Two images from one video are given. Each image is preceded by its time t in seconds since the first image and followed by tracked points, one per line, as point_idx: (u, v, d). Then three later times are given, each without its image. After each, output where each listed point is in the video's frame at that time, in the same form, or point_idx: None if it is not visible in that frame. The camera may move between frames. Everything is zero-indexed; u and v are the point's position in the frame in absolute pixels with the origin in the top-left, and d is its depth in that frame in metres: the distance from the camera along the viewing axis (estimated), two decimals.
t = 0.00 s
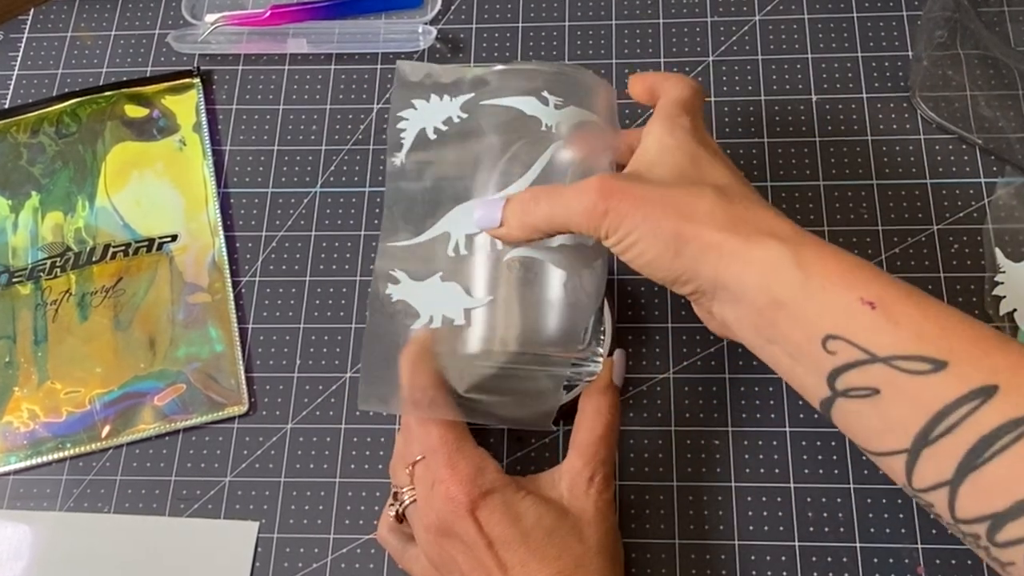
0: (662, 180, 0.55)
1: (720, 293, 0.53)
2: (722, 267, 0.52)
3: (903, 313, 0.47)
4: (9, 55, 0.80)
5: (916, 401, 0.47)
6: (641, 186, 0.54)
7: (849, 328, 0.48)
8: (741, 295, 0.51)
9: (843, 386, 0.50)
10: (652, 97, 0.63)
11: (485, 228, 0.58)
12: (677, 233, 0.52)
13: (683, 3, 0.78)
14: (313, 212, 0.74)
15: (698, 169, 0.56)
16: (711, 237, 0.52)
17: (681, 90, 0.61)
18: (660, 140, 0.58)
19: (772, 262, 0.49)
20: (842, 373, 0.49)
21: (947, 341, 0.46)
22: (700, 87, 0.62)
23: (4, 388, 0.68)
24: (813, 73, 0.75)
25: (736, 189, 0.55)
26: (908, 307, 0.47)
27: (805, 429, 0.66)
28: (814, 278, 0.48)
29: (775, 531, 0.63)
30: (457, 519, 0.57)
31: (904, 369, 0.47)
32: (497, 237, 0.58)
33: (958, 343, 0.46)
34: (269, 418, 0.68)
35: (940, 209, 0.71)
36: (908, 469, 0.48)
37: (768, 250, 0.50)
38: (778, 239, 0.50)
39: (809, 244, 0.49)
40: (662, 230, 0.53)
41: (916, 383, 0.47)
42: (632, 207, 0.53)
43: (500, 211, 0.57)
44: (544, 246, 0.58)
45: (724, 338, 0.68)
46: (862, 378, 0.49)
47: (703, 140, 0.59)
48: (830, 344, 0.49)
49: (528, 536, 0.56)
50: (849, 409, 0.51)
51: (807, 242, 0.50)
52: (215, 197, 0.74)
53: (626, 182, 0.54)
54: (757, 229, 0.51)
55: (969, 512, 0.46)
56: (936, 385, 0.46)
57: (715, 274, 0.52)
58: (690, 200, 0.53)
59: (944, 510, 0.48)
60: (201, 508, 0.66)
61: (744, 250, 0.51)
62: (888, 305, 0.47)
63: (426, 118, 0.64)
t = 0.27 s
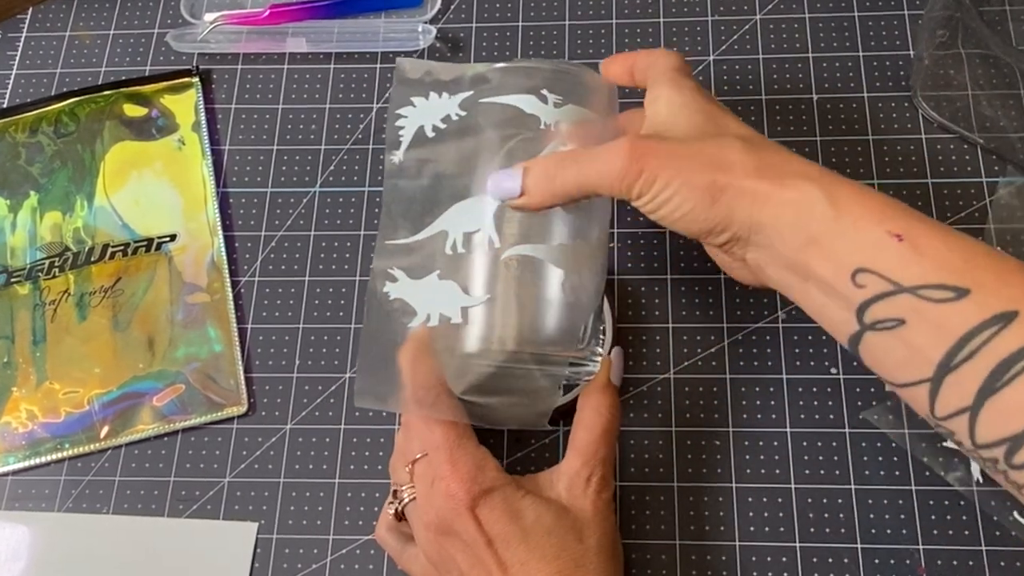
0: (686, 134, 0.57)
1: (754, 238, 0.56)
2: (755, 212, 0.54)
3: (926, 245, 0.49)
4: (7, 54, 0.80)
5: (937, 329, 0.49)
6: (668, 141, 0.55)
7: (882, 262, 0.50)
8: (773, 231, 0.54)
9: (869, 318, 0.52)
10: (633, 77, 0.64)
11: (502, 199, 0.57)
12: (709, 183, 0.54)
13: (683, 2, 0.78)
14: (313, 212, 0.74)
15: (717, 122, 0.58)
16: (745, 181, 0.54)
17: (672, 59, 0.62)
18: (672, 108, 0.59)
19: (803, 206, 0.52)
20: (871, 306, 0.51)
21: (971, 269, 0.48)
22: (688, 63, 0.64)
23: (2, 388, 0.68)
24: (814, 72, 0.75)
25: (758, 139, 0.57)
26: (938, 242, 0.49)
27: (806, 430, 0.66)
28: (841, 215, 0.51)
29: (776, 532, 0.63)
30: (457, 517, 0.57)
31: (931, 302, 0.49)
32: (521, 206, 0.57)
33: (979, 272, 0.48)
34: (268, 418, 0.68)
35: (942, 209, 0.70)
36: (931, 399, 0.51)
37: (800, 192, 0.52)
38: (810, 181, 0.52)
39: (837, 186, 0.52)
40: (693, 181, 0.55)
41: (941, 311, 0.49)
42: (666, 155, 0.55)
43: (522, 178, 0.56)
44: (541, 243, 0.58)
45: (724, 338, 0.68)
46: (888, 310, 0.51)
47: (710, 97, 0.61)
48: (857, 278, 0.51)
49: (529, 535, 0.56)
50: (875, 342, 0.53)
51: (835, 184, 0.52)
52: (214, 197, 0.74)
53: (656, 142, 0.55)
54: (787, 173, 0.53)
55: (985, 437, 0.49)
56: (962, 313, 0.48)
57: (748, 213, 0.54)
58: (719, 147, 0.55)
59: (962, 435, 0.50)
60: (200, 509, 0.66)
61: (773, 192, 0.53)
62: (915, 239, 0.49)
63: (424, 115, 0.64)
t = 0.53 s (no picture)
0: (632, 136, 0.55)
1: (694, 239, 0.52)
2: (692, 213, 0.51)
3: (871, 240, 0.45)
4: (5, 54, 0.79)
5: (885, 324, 0.45)
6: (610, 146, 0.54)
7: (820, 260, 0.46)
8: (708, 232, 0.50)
9: (816, 319, 0.48)
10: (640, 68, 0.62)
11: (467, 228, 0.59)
12: (645, 183, 0.52)
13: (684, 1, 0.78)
14: (312, 212, 0.73)
15: (669, 120, 0.55)
16: (674, 178, 0.51)
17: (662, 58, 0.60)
18: (631, 110, 0.56)
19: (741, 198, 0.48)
20: (817, 304, 0.47)
21: (918, 261, 0.44)
22: (688, 50, 0.61)
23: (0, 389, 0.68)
24: (815, 72, 0.75)
25: (707, 136, 0.54)
26: (882, 236, 0.45)
27: (807, 430, 0.65)
28: (779, 211, 0.47)
29: (777, 533, 0.63)
30: (467, 518, 0.57)
31: (878, 297, 0.45)
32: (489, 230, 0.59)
33: (928, 263, 0.44)
34: (267, 419, 0.68)
35: (943, 209, 0.70)
36: (883, 400, 0.46)
37: (735, 187, 0.49)
38: (745, 175, 0.49)
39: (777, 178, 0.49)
40: (630, 182, 0.52)
41: (884, 307, 0.44)
42: (601, 164, 0.53)
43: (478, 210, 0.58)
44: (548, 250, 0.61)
45: (725, 338, 0.68)
46: (835, 308, 0.47)
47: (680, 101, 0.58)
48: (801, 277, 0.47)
49: (539, 538, 0.56)
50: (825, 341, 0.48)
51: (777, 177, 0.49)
52: (213, 197, 0.73)
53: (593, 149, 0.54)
54: (728, 166, 0.50)
55: (941, 438, 0.44)
56: (907, 309, 0.44)
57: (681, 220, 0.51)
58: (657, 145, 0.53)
59: (921, 438, 0.45)
60: (199, 509, 0.66)
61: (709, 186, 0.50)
62: (857, 233, 0.45)
63: (440, 116, 0.67)
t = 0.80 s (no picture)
0: (636, 152, 0.55)
1: (704, 253, 0.54)
2: (704, 228, 0.52)
3: (873, 249, 0.47)
4: (4, 53, 0.79)
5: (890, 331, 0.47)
6: (619, 165, 0.54)
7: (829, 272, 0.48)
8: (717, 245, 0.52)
9: (824, 326, 0.50)
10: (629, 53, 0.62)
11: (464, 237, 0.55)
12: (656, 203, 0.52)
13: None
14: (311, 212, 0.73)
15: (675, 135, 0.56)
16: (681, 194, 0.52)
17: (656, 54, 0.59)
18: (632, 123, 0.56)
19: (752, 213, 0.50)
20: (825, 312, 0.49)
21: (919, 271, 0.46)
22: (677, 41, 0.60)
23: None
24: (816, 71, 0.75)
25: (709, 151, 0.55)
26: (887, 248, 0.47)
27: (809, 431, 0.65)
28: (787, 229, 0.49)
29: (778, 533, 0.63)
30: (455, 519, 0.57)
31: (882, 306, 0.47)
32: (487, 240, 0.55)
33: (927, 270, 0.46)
34: (267, 419, 0.68)
35: (945, 209, 0.70)
36: (892, 403, 0.48)
37: (744, 201, 0.51)
38: (750, 191, 0.51)
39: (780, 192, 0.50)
40: (640, 203, 0.53)
41: (887, 316, 0.47)
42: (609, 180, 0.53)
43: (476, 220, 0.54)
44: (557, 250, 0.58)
45: (726, 338, 0.68)
46: (842, 316, 0.49)
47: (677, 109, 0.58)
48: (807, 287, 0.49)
49: (529, 537, 0.55)
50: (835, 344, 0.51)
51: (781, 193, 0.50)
52: (212, 196, 0.73)
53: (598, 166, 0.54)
54: (731, 182, 0.52)
55: (947, 439, 0.46)
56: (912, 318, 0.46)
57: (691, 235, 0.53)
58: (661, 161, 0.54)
59: (926, 438, 0.48)
60: (197, 510, 0.66)
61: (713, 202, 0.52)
62: (858, 243, 0.47)
63: (449, 122, 0.61)
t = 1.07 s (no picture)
0: (649, 159, 0.53)
1: (726, 259, 0.53)
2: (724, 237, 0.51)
3: (898, 252, 0.47)
4: (2, 52, 0.79)
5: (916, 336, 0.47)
6: (625, 176, 0.52)
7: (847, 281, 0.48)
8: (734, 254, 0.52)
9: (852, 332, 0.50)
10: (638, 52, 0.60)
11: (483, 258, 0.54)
12: (670, 213, 0.52)
13: None
14: (311, 212, 0.73)
15: (685, 135, 0.54)
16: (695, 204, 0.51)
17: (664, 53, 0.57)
18: (640, 128, 0.55)
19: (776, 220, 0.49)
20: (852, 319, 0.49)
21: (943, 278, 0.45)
22: (688, 38, 0.58)
23: None
24: (816, 71, 0.75)
25: (725, 151, 0.53)
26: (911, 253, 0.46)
27: (810, 431, 0.65)
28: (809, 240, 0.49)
29: (779, 534, 0.63)
30: (467, 520, 0.57)
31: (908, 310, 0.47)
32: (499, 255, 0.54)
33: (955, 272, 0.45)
34: (266, 420, 0.67)
35: (946, 208, 0.70)
36: (928, 407, 0.48)
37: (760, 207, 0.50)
38: (767, 195, 0.50)
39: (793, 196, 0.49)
40: (655, 215, 0.52)
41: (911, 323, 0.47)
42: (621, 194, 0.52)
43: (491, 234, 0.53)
44: (567, 254, 0.56)
45: (727, 339, 0.67)
46: (870, 322, 0.49)
47: (686, 107, 0.56)
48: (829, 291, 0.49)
49: (542, 540, 0.56)
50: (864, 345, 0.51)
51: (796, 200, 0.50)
52: (211, 196, 0.73)
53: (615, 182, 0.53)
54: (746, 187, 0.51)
55: (987, 444, 0.46)
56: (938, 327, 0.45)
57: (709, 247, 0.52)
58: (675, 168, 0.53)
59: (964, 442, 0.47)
60: (196, 511, 0.65)
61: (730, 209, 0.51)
62: (881, 245, 0.47)
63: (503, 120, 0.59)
